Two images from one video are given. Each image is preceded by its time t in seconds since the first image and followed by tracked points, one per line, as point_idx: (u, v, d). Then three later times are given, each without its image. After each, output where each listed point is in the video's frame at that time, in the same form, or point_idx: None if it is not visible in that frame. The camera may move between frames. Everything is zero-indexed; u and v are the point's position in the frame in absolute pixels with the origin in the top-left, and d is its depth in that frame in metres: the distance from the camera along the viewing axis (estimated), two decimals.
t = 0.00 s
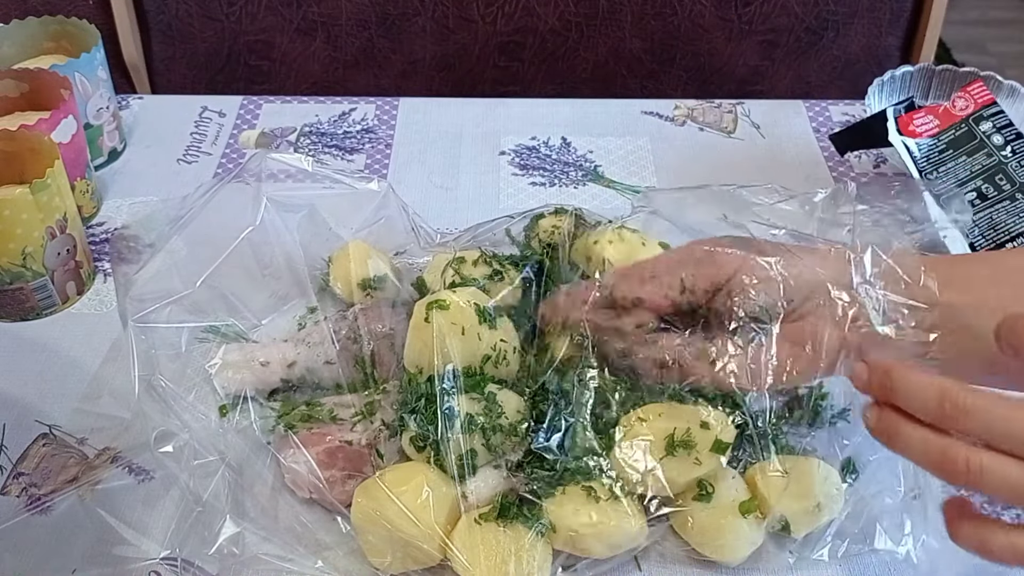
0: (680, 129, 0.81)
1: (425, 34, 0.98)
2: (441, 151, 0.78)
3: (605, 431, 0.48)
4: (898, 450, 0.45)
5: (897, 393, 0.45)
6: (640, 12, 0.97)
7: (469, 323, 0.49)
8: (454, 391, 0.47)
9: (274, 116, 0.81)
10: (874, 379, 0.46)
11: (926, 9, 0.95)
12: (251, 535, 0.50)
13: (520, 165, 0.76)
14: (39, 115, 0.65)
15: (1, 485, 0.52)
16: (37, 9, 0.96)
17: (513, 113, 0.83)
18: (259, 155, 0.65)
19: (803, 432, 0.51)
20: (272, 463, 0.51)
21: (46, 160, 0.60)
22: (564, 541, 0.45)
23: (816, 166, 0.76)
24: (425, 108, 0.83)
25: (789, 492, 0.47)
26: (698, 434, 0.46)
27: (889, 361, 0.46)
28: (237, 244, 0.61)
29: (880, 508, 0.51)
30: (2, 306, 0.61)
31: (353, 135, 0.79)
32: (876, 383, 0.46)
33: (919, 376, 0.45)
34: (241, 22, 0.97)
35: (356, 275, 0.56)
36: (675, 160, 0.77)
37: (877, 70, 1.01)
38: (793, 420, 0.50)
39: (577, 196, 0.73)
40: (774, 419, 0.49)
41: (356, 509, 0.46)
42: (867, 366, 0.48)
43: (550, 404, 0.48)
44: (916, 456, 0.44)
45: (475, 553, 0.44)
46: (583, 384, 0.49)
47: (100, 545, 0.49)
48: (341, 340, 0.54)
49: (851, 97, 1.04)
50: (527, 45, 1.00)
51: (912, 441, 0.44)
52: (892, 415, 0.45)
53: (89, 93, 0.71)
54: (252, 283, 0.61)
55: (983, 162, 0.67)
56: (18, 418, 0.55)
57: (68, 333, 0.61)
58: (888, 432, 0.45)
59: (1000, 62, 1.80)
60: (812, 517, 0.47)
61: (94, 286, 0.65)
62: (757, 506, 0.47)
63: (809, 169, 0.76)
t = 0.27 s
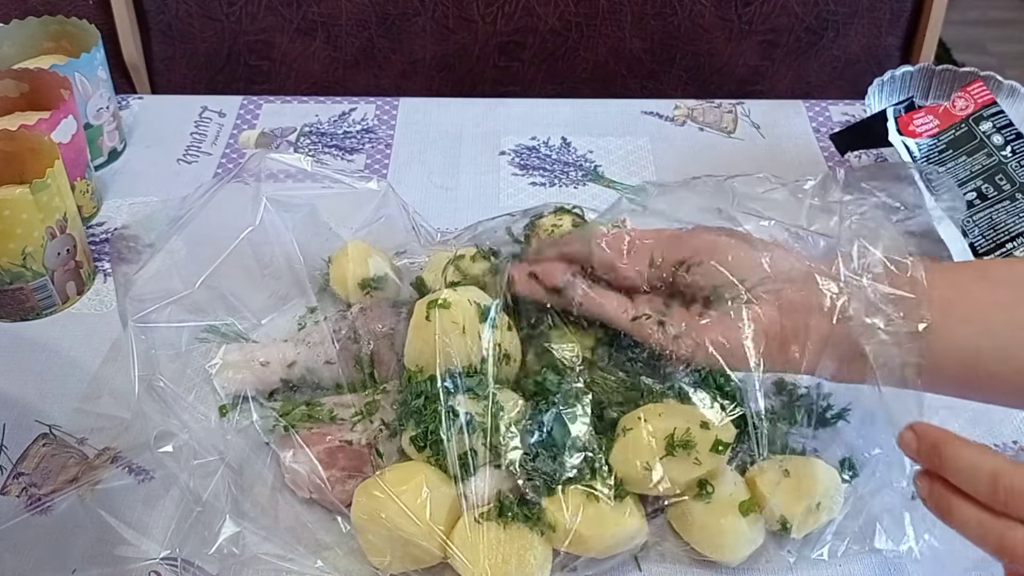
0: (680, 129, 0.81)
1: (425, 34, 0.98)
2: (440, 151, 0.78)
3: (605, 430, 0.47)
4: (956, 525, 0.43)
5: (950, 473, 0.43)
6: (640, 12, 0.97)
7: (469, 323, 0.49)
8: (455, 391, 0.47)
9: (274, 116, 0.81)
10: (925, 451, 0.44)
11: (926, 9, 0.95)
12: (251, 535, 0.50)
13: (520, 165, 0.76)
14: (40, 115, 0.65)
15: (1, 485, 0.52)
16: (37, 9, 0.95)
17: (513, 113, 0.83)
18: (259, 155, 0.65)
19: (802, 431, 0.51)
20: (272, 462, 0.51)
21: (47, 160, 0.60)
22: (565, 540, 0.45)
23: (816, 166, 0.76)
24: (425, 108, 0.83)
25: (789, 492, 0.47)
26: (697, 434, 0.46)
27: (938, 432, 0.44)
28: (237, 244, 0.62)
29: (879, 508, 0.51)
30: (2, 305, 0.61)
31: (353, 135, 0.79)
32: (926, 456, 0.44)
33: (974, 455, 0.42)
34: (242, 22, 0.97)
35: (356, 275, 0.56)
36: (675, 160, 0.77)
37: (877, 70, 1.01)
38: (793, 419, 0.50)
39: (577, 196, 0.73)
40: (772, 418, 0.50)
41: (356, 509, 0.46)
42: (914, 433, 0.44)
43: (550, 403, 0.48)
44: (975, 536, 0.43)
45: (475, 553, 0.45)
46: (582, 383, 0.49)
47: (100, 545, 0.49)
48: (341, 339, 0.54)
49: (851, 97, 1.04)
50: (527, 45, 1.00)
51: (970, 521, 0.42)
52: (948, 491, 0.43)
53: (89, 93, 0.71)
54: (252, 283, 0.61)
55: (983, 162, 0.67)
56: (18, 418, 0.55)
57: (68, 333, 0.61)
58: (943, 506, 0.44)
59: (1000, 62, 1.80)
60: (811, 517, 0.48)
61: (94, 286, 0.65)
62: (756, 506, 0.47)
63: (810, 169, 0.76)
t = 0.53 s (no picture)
0: (680, 129, 0.81)
1: (425, 34, 0.98)
2: (441, 151, 0.78)
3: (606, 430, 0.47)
4: (878, 483, 0.45)
5: (878, 433, 0.45)
6: (640, 12, 0.97)
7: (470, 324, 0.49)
8: (456, 392, 0.47)
9: (274, 116, 0.81)
10: (848, 413, 0.46)
11: (926, 9, 0.95)
12: (251, 535, 0.50)
13: (520, 165, 0.76)
14: (40, 115, 0.65)
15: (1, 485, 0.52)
16: (37, 9, 0.95)
17: (513, 113, 0.83)
18: (259, 155, 0.66)
19: (802, 430, 0.51)
20: (272, 462, 0.51)
21: (47, 160, 0.60)
22: (565, 540, 0.45)
23: (816, 166, 0.76)
24: (425, 108, 0.83)
25: (788, 492, 0.47)
26: (697, 435, 0.46)
27: (866, 396, 0.46)
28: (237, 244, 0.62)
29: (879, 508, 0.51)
30: (2, 305, 0.61)
31: (353, 135, 0.79)
32: (852, 418, 0.46)
33: (896, 413, 0.45)
34: (242, 22, 0.97)
35: (357, 274, 0.57)
36: (675, 160, 0.77)
37: (877, 70, 1.01)
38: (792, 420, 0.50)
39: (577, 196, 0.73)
40: (771, 418, 0.50)
41: (356, 509, 0.46)
42: (840, 399, 0.47)
43: (550, 404, 0.48)
44: (899, 491, 0.44)
45: (475, 553, 0.45)
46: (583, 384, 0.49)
47: (100, 545, 0.49)
48: (341, 339, 0.54)
49: (851, 97, 1.04)
50: (527, 45, 1.00)
51: (895, 477, 0.44)
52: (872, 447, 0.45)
53: (89, 93, 0.71)
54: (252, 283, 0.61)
55: (983, 162, 0.67)
56: (18, 418, 0.55)
57: (68, 333, 0.61)
58: (867, 464, 0.45)
59: (1000, 62, 1.80)
60: (810, 517, 0.48)
61: (94, 287, 0.65)
62: (756, 506, 0.47)
63: (810, 169, 0.76)
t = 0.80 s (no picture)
0: (680, 129, 0.81)
1: (425, 34, 0.98)
2: (440, 151, 0.78)
3: (603, 429, 0.48)
4: (869, 454, 0.45)
5: (868, 402, 0.45)
6: (640, 12, 0.97)
7: (468, 324, 0.49)
8: (455, 392, 0.48)
9: (274, 116, 0.81)
10: (839, 383, 0.46)
11: (926, 9, 0.95)
12: (251, 535, 0.50)
13: (520, 165, 0.76)
14: (39, 115, 0.65)
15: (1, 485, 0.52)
16: (37, 9, 0.95)
17: (513, 113, 0.83)
18: (256, 157, 0.66)
19: (802, 430, 0.51)
20: (272, 462, 0.51)
21: (47, 160, 0.60)
22: (567, 540, 0.45)
23: (816, 166, 0.76)
24: (425, 108, 0.83)
25: (787, 492, 0.47)
26: (698, 435, 0.46)
27: (856, 368, 0.46)
28: (236, 244, 0.61)
29: (880, 507, 0.51)
30: (2, 305, 0.61)
31: (353, 135, 0.79)
32: (844, 390, 0.46)
33: (887, 385, 0.44)
34: (242, 22, 0.97)
35: (358, 275, 0.57)
36: (675, 160, 0.77)
37: (877, 70, 1.01)
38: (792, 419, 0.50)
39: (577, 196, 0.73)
40: (772, 418, 0.50)
41: (356, 510, 0.46)
42: (831, 371, 0.47)
43: (548, 403, 0.49)
44: (888, 460, 0.44)
45: (476, 553, 0.44)
46: (582, 383, 0.50)
47: (100, 545, 0.49)
48: (341, 339, 0.53)
49: (851, 97, 1.04)
50: (527, 45, 1.00)
51: (885, 446, 0.44)
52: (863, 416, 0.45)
53: (89, 93, 0.71)
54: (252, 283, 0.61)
55: (983, 162, 0.67)
56: (18, 418, 0.55)
57: (68, 332, 0.61)
58: (858, 436, 0.45)
59: (1000, 61, 1.80)
60: (811, 518, 0.48)
61: (94, 286, 0.65)
62: (757, 506, 0.47)
63: (810, 169, 0.76)
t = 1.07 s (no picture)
0: (680, 129, 0.81)
1: (425, 34, 0.98)
2: (440, 151, 0.78)
3: (603, 429, 0.47)
4: (907, 494, 0.46)
5: (908, 444, 0.45)
6: (640, 11, 0.97)
7: (468, 324, 0.49)
8: (454, 392, 0.48)
9: (274, 116, 0.81)
10: (877, 421, 0.46)
11: (926, 9, 0.95)
12: (251, 536, 0.50)
13: (520, 165, 0.76)
14: (39, 115, 0.65)
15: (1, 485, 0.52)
16: (37, 9, 0.95)
17: (513, 113, 0.83)
18: (257, 156, 0.66)
19: (804, 432, 0.50)
20: (272, 462, 0.51)
21: (46, 160, 0.60)
22: (567, 540, 0.45)
23: (816, 166, 0.76)
24: (425, 108, 0.83)
25: (787, 493, 0.47)
26: (698, 435, 0.46)
27: (895, 406, 0.46)
28: (236, 244, 0.61)
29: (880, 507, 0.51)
30: (2, 305, 0.61)
31: (353, 135, 0.79)
32: (882, 428, 0.46)
33: (928, 427, 0.44)
34: (242, 22, 0.97)
35: (358, 275, 0.57)
36: (675, 160, 0.77)
37: (877, 70, 1.01)
38: (794, 419, 0.50)
39: (577, 196, 0.73)
40: (773, 418, 0.50)
41: (356, 510, 0.46)
42: (869, 407, 0.47)
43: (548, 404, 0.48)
44: (928, 503, 0.45)
45: (476, 553, 0.45)
46: (583, 383, 0.48)
47: (101, 545, 0.49)
48: (341, 339, 0.54)
49: (851, 97, 1.04)
50: (527, 45, 1.00)
51: (926, 488, 0.44)
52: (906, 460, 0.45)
53: (89, 93, 0.71)
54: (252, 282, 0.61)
55: (983, 162, 0.67)
56: (18, 418, 0.55)
57: (68, 333, 0.61)
58: (898, 476, 0.45)
59: (1000, 61, 1.80)
60: (811, 518, 0.47)
61: (94, 287, 0.65)
62: (757, 507, 0.47)
63: (810, 169, 0.76)
